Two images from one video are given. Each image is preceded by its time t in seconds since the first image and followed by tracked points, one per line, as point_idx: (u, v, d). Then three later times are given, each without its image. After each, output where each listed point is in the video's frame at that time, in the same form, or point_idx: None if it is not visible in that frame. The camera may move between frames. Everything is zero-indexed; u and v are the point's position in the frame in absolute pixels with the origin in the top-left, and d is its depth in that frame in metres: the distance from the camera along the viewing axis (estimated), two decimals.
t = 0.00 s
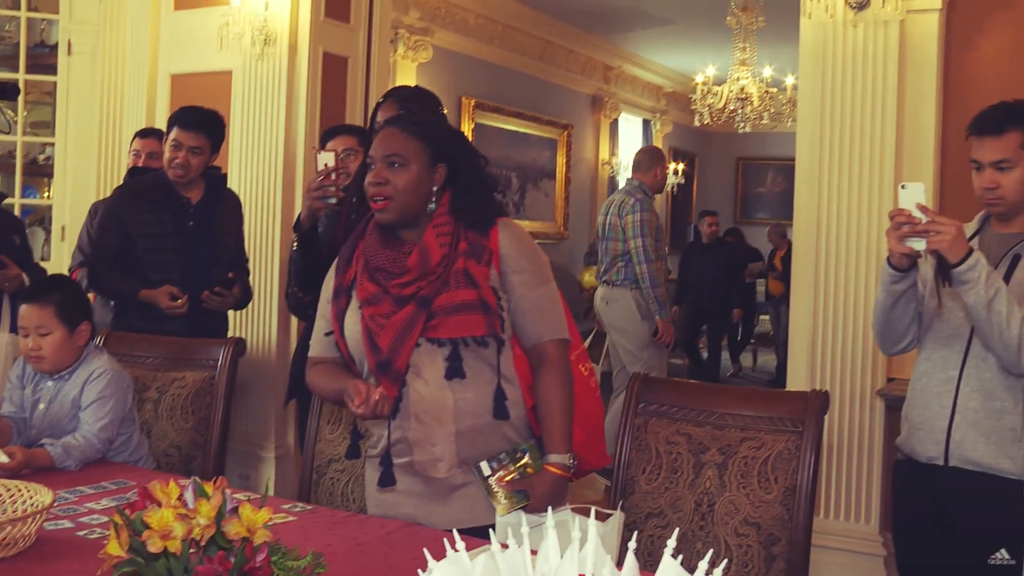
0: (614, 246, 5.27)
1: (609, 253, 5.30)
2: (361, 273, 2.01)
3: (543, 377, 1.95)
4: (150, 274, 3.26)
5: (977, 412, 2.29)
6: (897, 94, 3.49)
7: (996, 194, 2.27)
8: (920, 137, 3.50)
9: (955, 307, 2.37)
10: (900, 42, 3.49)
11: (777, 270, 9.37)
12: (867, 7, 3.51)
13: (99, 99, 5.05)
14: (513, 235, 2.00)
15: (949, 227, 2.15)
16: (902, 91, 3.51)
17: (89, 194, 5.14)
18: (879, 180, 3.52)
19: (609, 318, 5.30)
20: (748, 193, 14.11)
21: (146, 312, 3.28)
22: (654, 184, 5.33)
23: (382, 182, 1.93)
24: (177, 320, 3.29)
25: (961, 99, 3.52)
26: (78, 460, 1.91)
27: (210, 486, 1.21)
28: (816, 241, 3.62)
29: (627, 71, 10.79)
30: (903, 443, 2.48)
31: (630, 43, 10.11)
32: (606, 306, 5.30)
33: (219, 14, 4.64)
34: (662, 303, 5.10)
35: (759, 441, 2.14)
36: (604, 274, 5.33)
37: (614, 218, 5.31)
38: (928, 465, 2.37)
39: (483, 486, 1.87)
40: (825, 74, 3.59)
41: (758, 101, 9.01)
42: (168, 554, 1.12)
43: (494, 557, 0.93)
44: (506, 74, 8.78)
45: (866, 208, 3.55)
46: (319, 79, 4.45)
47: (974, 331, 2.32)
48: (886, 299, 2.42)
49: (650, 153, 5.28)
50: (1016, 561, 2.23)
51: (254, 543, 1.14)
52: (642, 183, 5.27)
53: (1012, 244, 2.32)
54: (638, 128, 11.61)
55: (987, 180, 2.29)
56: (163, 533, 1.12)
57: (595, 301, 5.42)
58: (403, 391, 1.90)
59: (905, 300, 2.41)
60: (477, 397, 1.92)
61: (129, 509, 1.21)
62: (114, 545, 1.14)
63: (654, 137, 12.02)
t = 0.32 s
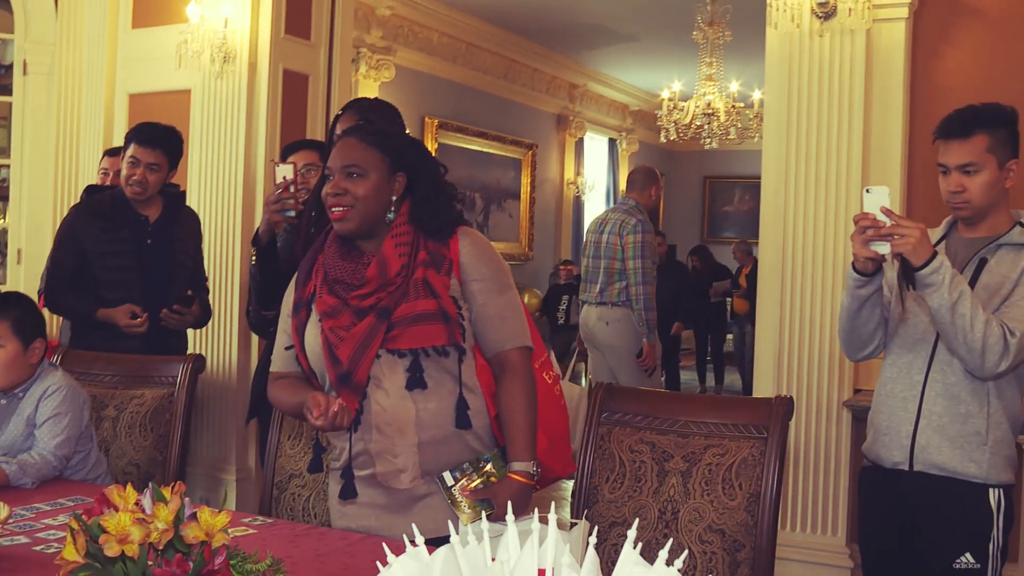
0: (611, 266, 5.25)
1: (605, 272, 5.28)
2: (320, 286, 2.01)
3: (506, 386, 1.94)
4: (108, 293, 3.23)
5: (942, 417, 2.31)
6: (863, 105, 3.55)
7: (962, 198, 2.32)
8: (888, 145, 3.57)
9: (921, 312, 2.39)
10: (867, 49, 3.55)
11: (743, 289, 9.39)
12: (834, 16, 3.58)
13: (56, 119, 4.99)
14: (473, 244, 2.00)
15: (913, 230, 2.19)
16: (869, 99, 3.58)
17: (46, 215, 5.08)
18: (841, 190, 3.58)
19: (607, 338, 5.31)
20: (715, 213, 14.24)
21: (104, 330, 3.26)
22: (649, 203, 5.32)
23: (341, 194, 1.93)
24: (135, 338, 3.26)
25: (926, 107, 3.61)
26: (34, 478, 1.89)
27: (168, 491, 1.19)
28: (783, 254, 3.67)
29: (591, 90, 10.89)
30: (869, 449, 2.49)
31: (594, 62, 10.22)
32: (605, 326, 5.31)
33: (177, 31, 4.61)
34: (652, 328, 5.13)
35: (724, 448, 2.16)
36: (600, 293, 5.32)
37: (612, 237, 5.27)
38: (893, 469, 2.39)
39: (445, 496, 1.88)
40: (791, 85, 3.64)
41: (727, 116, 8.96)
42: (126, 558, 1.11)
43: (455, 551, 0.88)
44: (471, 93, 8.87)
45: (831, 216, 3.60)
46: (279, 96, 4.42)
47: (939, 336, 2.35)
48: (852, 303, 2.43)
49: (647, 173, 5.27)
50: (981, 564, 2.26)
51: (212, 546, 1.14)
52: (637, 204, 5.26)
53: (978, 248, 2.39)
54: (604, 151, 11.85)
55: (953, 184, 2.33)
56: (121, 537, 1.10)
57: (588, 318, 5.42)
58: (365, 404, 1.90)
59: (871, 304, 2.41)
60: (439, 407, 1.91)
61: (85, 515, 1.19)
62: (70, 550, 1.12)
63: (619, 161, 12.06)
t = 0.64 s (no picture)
0: (635, 284, 5.19)
1: (628, 291, 5.22)
2: (294, 290, 1.97)
3: (481, 393, 1.91)
4: (75, 311, 3.20)
5: (921, 420, 2.30)
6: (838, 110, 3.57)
7: (938, 198, 2.33)
8: (863, 151, 3.59)
9: (897, 315, 2.40)
10: (840, 56, 3.58)
11: (720, 307, 9.40)
12: (806, 24, 3.61)
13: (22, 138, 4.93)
14: (449, 249, 1.98)
15: (888, 231, 2.18)
16: (843, 105, 3.59)
17: (13, 236, 5.00)
18: (814, 195, 3.60)
19: (633, 357, 5.22)
20: (692, 231, 14.30)
21: (72, 348, 3.22)
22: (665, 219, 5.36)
23: (326, 210, 1.88)
24: (104, 356, 3.21)
25: (900, 110, 3.63)
26: None
27: (133, 495, 1.16)
28: (759, 261, 3.67)
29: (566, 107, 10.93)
30: (848, 456, 2.48)
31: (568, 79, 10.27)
32: (632, 344, 5.23)
33: (146, 48, 4.58)
34: (680, 345, 5.11)
35: (702, 455, 2.13)
36: (624, 312, 5.25)
37: (633, 254, 5.23)
38: (872, 475, 2.37)
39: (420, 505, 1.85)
40: (765, 93, 3.67)
41: (701, 130, 8.98)
42: (90, 563, 1.09)
43: (425, 545, 0.84)
44: (445, 111, 8.89)
45: (807, 222, 3.61)
46: (250, 113, 4.39)
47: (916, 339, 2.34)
48: (828, 307, 2.42)
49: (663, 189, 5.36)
50: (963, 569, 2.24)
51: (179, 550, 1.11)
52: (654, 220, 5.31)
53: (955, 249, 2.39)
54: (580, 170, 11.84)
55: (928, 184, 2.34)
56: (85, 542, 1.08)
57: (611, 337, 5.32)
58: (337, 408, 1.86)
59: (848, 307, 2.41)
60: (412, 413, 1.87)
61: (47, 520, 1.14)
62: (32, 556, 1.09)
63: (595, 177, 12.11)
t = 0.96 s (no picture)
0: (668, 292, 5.20)
1: (660, 299, 5.22)
2: (283, 284, 1.96)
3: (468, 398, 1.89)
4: (54, 322, 3.19)
5: (908, 420, 2.28)
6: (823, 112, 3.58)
7: (921, 196, 2.33)
8: (848, 155, 3.59)
9: (884, 315, 2.39)
10: (824, 60, 3.59)
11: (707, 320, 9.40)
12: (789, 28, 3.61)
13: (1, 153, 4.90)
14: (439, 253, 1.95)
15: (873, 229, 2.17)
16: (827, 109, 3.60)
17: None
18: (798, 197, 3.60)
19: (663, 368, 5.19)
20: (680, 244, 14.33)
21: (52, 361, 3.21)
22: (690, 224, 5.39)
23: (317, 198, 1.88)
24: (84, 369, 3.20)
25: (883, 114, 3.64)
26: None
27: (108, 496, 1.14)
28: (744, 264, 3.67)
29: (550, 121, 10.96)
30: (836, 457, 2.47)
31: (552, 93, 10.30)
32: (660, 355, 5.20)
33: (125, 61, 4.55)
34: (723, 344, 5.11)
35: (689, 457, 2.11)
36: (656, 321, 5.24)
37: (662, 262, 5.25)
38: (860, 476, 2.36)
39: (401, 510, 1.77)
40: (747, 97, 3.68)
41: (686, 140, 8.99)
42: (62, 565, 1.05)
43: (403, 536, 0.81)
44: (430, 125, 8.89)
45: (792, 225, 3.61)
46: (231, 125, 4.37)
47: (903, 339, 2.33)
48: (813, 306, 2.41)
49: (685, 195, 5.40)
50: (953, 570, 2.22)
51: (153, 550, 1.09)
52: (677, 226, 5.33)
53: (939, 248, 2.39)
54: (566, 185, 11.85)
55: (912, 183, 2.34)
56: (57, 543, 1.05)
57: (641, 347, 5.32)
58: (320, 407, 1.84)
59: (833, 308, 2.39)
60: (397, 415, 1.84)
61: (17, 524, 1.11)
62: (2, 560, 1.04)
63: (581, 191, 12.13)
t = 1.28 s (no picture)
0: (688, 296, 5.17)
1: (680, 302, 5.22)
2: (278, 282, 1.95)
3: (467, 398, 1.86)
4: (46, 326, 3.19)
5: (901, 418, 2.27)
6: (816, 113, 3.58)
7: (914, 192, 2.33)
8: (842, 156, 3.59)
9: (875, 315, 2.39)
10: (817, 61, 3.60)
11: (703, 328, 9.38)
12: (783, 29, 3.61)
13: None
14: (436, 251, 1.94)
15: (859, 226, 2.18)
16: (821, 109, 3.61)
17: None
18: (791, 198, 3.60)
19: (676, 367, 5.24)
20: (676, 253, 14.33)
21: (43, 366, 3.20)
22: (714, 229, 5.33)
23: (312, 190, 1.87)
24: (75, 374, 3.19)
25: (877, 115, 3.65)
26: None
27: (93, 491, 1.12)
28: (738, 265, 3.67)
29: (544, 130, 10.97)
30: (831, 455, 2.45)
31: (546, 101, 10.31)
32: (673, 354, 5.25)
33: (116, 67, 4.55)
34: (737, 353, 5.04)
35: (684, 456, 2.10)
36: (674, 321, 5.26)
37: (683, 266, 5.22)
38: (854, 474, 2.35)
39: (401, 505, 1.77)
40: (741, 97, 3.69)
41: (680, 147, 8.99)
42: (46, 560, 1.04)
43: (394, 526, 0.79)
44: (424, 133, 8.90)
45: (786, 226, 3.61)
46: (223, 131, 4.37)
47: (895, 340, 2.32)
48: (806, 304, 2.40)
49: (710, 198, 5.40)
50: (947, 568, 2.21)
51: (139, 545, 1.08)
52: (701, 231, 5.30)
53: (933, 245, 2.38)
54: (560, 193, 11.85)
55: (905, 179, 2.33)
56: (40, 538, 1.04)
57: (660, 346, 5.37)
58: (319, 408, 1.83)
59: (825, 306, 2.39)
60: (394, 414, 1.83)
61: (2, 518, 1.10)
62: None
63: (576, 199, 12.13)
